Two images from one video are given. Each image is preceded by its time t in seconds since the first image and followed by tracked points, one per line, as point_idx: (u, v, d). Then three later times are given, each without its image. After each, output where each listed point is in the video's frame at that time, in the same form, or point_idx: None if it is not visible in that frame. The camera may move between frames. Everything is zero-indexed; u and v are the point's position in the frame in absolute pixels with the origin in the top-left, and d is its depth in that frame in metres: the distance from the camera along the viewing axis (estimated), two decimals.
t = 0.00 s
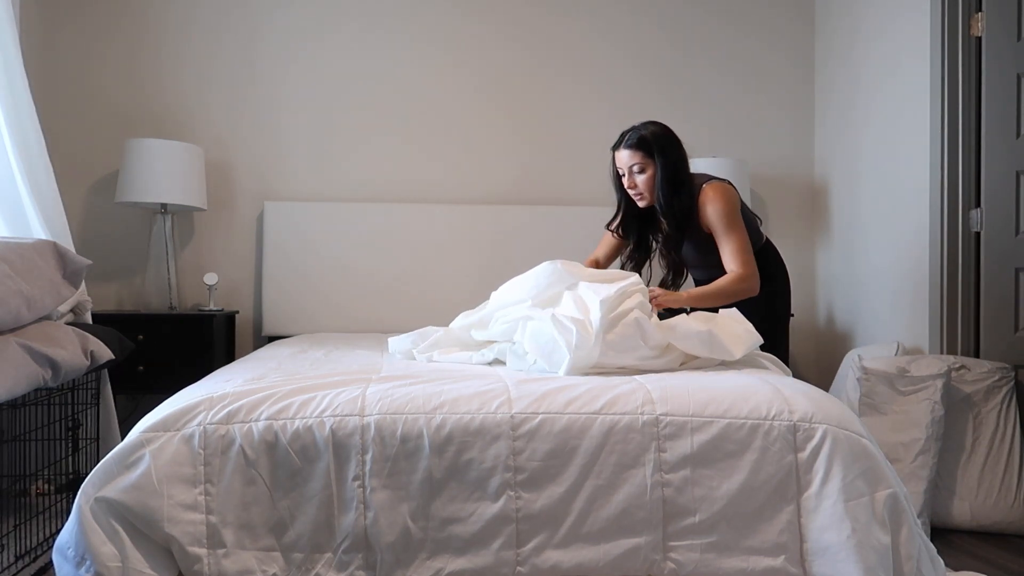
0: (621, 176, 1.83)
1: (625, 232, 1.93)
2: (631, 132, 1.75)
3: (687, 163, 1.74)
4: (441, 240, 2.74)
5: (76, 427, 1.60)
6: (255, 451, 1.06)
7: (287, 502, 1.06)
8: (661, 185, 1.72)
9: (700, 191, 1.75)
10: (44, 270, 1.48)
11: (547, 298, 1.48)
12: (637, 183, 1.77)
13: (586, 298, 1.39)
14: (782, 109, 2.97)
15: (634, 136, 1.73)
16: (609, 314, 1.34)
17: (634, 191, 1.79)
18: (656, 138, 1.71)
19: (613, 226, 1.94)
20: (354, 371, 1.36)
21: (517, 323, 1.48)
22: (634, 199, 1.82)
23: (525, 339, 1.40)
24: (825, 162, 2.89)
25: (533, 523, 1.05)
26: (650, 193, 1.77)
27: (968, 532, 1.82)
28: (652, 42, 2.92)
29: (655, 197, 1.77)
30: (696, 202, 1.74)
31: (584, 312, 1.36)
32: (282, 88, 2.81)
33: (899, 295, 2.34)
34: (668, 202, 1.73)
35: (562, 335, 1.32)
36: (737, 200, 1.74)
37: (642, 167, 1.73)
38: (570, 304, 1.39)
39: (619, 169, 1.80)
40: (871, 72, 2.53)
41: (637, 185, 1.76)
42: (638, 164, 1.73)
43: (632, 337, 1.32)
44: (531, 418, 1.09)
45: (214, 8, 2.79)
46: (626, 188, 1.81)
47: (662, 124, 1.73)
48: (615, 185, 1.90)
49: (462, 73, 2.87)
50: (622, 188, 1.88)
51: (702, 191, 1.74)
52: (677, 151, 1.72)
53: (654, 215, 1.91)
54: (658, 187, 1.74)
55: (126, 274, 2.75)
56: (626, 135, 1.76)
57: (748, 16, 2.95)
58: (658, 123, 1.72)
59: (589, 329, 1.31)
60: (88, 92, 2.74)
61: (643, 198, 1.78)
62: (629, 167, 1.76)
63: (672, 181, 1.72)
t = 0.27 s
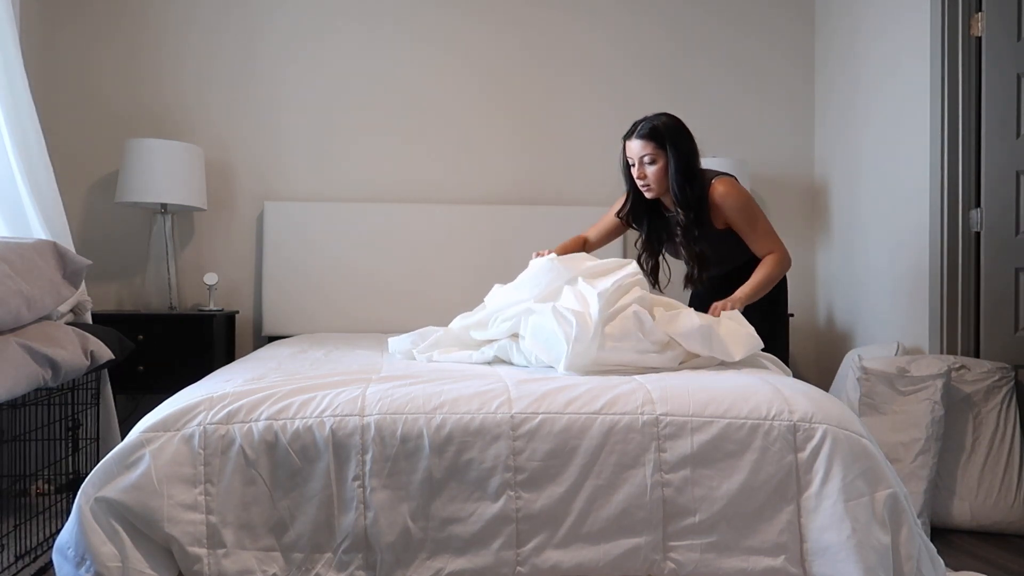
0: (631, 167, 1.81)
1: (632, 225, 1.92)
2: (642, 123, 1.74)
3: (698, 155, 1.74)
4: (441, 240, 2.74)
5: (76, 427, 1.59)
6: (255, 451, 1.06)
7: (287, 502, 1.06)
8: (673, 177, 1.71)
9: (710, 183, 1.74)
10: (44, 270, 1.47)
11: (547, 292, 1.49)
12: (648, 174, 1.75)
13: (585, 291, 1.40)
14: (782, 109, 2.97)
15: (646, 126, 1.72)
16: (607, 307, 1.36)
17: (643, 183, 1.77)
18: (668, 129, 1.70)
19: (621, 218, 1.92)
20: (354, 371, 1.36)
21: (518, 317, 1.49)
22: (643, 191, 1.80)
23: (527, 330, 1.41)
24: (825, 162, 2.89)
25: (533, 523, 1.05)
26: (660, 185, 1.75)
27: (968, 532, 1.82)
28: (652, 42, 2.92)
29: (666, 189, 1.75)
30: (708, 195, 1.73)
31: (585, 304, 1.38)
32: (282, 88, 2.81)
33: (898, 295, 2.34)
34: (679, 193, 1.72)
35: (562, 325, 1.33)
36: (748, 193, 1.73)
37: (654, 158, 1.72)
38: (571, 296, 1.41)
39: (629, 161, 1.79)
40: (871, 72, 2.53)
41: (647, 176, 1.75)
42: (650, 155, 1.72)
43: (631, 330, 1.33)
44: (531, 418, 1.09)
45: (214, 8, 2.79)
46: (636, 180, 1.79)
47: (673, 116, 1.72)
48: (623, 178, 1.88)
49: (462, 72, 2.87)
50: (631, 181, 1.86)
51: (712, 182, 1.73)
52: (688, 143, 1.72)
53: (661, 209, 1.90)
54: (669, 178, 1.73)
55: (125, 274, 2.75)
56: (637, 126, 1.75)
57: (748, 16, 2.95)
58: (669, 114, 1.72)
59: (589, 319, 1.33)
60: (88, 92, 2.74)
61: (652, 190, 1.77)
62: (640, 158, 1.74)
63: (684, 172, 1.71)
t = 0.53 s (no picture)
0: (640, 161, 1.82)
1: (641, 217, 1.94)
2: (653, 117, 1.75)
3: (708, 150, 1.74)
4: (440, 240, 2.74)
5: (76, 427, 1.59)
6: (255, 451, 1.06)
7: (287, 502, 1.06)
8: (680, 172, 1.72)
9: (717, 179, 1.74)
10: (44, 270, 1.47)
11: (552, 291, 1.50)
12: (656, 168, 1.77)
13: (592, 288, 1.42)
14: (782, 109, 2.97)
15: (655, 120, 1.73)
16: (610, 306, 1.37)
17: (652, 177, 1.79)
18: (679, 123, 1.71)
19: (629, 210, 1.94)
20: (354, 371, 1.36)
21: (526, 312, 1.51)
22: (652, 184, 1.82)
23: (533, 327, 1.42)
24: (825, 162, 2.89)
25: (533, 523, 1.05)
26: (668, 179, 1.77)
27: (968, 532, 1.82)
28: (652, 42, 2.92)
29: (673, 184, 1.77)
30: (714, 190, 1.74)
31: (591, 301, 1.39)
32: (282, 87, 2.81)
33: (898, 295, 2.34)
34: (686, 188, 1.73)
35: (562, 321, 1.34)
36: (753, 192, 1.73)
37: (662, 153, 1.73)
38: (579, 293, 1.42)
39: (639, 153, 1.80)
40: (871, 72, 2.53)
41: (655, 171, 1.77)
42: (658, 149, 1.73)
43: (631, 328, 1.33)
44: (531, 418, 1.09)
45: (214, 8, 2.79)
46: (645, 173, 1.81)
47: (684, 111, 1.73)
48: (633, 171, 1.90)
49: (462, 72, 2.87)
50: (641, 174, 1.88)
51: (719, 179, 1.73)
52: (698, 138, 1.73)
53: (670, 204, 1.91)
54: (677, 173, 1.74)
55: (125, 274, 2.75)
56: (648, 119, 1.76)
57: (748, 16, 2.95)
58: (680, 109, 1.72)
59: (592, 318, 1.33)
60: (88, 92, 2.74)
61: (659, 185, 1.79)
62: (648, 152, 1.76)
63: (692, 168, 1.71)
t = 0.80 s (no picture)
0: (642, 165, 1.82)
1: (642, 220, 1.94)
2: (654, 119, 1.75)
3: (709, 153, 1.75)
4: (441, 240, 2.74)
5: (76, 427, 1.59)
6: (255, 451, 1.06)
7: (287, 502, 1.06)
8: (683, 174, 1.72)
9: (717, 181, 1.75)
10: (44, 270, 1.47)
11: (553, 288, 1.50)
12: (658, 171, 1.77)
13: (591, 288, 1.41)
14: (782, 110, 2.97)
15: (657, 123, 1.73)
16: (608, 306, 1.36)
17: (654, 180, 1.79)
18: (680, 126, 1.72)
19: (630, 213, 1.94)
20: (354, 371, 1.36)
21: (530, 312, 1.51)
22: (653, 187, 1.82)
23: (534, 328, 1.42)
24: (825, 162, 2.89)
25: (533, 523, 1.05)
26: (671, 182, 1.76)
27: (968, 532, 1.82)
28: (652, 42, 2.92)
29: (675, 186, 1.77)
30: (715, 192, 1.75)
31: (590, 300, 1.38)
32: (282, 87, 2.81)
33: (898, 295, 2.34)
34: (688, 190, 1.74)
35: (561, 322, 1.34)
36: (753, 194, 1.74)
37: (664, 155, 1.73)
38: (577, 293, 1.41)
39: (641, 156, 1.80)
40: (871, 72, 2.53)
41: (658, 174, 1.76)
42: (661, 152, 1.73)
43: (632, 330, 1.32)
44: (531, 418, 1.09)
45: (214, 8, 2.79)
46: (646, 176, 1.81)
47: (685, 114, 1.74)
48: (634, 176, 1.90)
49: (462, 72, 2.87)
50: (642, 179, 1.88)
51: (720, 180, 1.74)
52: (699, 141, 1.74)
53: (670, 208, 1.91)
54: (679, 175, 1.75)
55: (125, 274, 2.75)
56: (650, 122, 1.76)
57: (748, 16, 2.95)
58: (682, 112, 1.73)
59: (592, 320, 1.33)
60: (88, 91, 2.74)
61: (662, 187, 1.78)
62: (651, 154, 1.76)
63: (694, 169, 1.72)
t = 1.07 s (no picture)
0: (644, 159, 1.84)
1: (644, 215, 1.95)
2: (658, 114, 1.77)
3: (710, 147, 1.77)
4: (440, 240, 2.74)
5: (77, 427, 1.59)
6: (255, 451, 1.06)
7: (287, 502, 1.06)
8: (686, 167, 1.74)
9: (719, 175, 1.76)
10: (44, 270, 1.47)
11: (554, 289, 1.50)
12: (662, 164, 1.78)
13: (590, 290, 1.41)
14: (782, 110, 2.97)
15: (660, 117, 1.75)
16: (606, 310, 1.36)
17: (657, 174, 1.80)
18: (683, 119, 1.73)
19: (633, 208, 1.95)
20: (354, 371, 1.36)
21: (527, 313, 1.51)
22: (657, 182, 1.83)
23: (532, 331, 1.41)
24: (825, 162, 2.89)
25: (533, 523, 1.05)
26: (674, 176, 1.78)
27: (968, 532, 1.82)
28: (653, 42, 2.92)
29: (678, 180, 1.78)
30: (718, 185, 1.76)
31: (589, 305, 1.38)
32: (282, 87, 2.81)
33: (898, 295, 2.34)
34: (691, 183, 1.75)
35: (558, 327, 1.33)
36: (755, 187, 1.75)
37: (668, 148, 1.75)
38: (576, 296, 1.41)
39: (644, 151, 1.81)
40: (871, 72, 2.53)
41: (662, 167, 1.77)
42: (664, 145, 1.74)
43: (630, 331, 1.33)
44: (531, 418, 1.09)
45: (214, 8, 2.79)
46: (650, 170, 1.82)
47: (687, 109, 1.76)
48: (637, 171, 1.91)
49: (461, 72, 2.87)
50: (645, 174, 1.89)
51: (722, 174, 1.75)
52: (701, 135, 1.75)
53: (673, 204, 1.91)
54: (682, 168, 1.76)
55: (126, 274, 2.75)
56: (652, 116, 1.78)
57: (748, 17, 2.95)
58: (683, 107, 1.75)
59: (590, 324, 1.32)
60: (88, 92, 2.74)
61: (666, 181, 1.79)
62: (654, 148, 1.77)
63: (696, 162, 1.73)
